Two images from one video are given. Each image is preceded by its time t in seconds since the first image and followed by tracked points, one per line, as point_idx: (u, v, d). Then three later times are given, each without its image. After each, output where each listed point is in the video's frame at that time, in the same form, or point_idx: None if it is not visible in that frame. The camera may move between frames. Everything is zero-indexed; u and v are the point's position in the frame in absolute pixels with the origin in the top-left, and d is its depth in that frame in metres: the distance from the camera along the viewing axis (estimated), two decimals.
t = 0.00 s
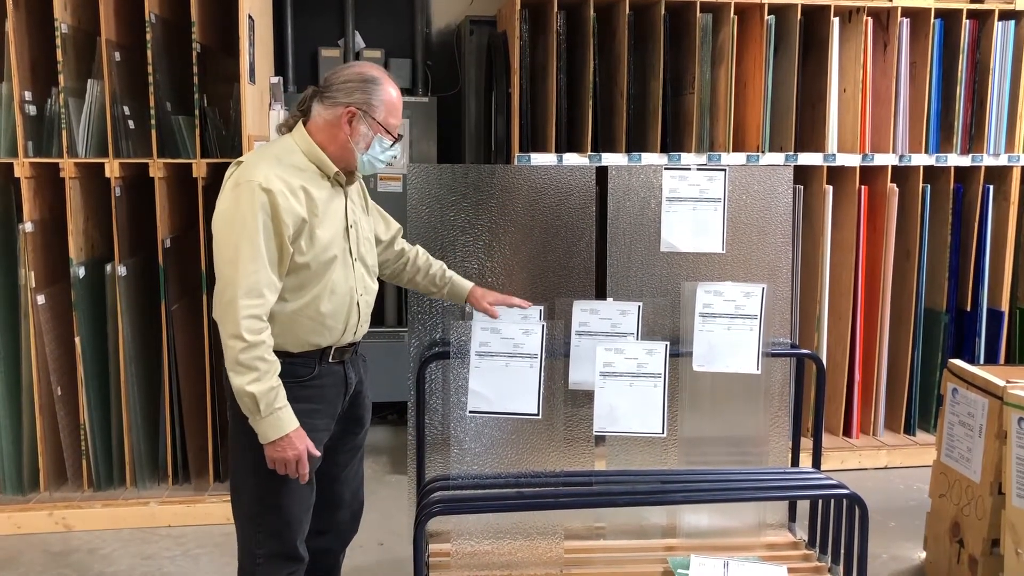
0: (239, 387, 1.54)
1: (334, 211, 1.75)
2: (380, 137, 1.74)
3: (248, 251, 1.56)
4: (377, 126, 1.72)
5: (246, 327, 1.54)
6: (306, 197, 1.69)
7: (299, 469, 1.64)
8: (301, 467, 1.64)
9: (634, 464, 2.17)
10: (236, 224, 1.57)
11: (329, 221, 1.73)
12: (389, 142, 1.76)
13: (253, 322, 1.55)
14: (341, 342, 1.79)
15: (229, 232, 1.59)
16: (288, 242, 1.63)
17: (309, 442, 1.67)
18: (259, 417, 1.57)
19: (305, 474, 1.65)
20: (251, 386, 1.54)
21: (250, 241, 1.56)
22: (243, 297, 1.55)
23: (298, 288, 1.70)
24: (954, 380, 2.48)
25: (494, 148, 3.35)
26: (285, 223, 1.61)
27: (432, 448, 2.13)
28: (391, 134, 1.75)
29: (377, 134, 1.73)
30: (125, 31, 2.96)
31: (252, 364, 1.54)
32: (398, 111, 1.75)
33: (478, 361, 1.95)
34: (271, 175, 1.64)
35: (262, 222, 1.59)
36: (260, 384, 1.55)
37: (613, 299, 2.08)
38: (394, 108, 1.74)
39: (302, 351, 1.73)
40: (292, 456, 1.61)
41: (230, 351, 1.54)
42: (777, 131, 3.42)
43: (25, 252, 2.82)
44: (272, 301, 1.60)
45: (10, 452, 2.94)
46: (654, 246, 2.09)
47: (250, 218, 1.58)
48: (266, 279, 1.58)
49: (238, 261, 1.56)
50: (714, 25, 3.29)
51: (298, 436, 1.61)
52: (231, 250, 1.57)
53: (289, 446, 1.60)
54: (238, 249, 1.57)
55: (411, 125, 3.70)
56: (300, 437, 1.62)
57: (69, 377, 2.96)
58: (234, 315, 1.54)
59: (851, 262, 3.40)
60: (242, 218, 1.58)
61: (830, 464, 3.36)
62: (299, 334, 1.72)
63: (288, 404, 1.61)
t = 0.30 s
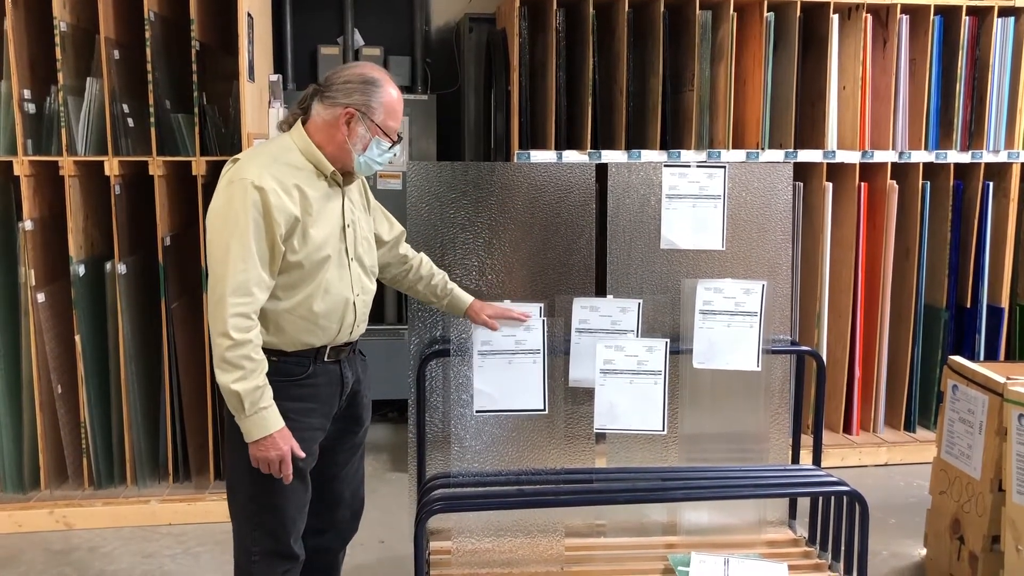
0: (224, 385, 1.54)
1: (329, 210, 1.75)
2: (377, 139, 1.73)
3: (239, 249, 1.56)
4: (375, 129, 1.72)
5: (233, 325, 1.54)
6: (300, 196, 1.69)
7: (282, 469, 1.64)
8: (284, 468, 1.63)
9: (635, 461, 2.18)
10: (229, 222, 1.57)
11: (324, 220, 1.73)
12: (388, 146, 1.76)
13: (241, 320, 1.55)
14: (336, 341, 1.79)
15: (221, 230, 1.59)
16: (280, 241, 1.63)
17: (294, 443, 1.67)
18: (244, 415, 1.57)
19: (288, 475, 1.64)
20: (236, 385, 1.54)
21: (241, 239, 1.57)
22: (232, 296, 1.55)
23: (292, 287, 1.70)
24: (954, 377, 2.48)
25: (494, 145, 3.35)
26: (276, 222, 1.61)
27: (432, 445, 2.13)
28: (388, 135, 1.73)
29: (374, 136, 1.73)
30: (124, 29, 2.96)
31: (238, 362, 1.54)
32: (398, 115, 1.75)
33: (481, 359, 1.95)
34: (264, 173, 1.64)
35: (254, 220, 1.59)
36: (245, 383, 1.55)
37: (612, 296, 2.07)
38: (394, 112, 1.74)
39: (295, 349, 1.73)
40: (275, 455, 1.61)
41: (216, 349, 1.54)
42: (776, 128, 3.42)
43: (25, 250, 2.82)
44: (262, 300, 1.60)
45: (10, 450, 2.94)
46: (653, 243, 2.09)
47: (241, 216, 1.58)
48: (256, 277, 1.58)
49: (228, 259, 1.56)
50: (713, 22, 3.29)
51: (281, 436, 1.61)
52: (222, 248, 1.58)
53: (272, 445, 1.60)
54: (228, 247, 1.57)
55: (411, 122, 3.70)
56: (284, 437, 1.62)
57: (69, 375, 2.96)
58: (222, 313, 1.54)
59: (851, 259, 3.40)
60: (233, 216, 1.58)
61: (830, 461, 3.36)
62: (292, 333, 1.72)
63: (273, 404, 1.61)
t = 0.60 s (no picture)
0: (225, 381, 1.54)
1: (331, 207, 1.75)
2: (381, 137, 1.73)
3: (240, 246, 1.56)
4: (379, 127, 1.72)
5: (234, 322, 1.53)
6: (302, 193, 1.68)
7: (283, 465, 1.64)
8: (286, 463, 1.64)
9: (635, 456, 2.18)
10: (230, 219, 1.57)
11: (325, 217, 1.72)
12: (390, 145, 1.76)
13: (242, 317, 1.55)
14: (337, 338, 1.79)
15: (222, 226, 1.59)
16: (281, 238, 1.62)
17: (296, 440, 1.67)
18: (244, 412, 1.57)
19: (289, 471, 1.65)
20: (237, 381, 1.54)
21: (242, 236, 1.56)
22: (233, 292, 1.55)
23: (293, 283, 1.69)
24: (954, 372, 2.48)
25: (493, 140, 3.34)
26: (277, 218, 1.61)
27: (432, 440, 2.13)
28: (394, 134, 1.74)
29: (377, 134, 1.73)
30: (124, 24, 2.95)
31: (238, 359, 1.54)
32: (401, 114, 1.74)
33: (481, 354, 1.94)
34: (265, 169, 1.64)
35: (255, 216, 1.59)
36: (246, 379, 1.55)
37: (613, 291, 2.08)
38: (398, 110, 1.73)
39: (296, 346, 1.73)
40: (277, 452, 1.61)
41: (217, 345, 1.55)
42: (777, 124, 3.41)
43: (25, 246, 2.82)
44: (263, 297, 1.60)
45: (11, 446, 2.94)
46: (654, 239, 2.08)
47: (242, 212, 1.58)
48: (257, 274, 1.57)
49: (229, 255, 1.56)
50: (714, 17, 3.28)
51: (282, 433, 1.61)
52: (224, 244, 1.57)
53: (273, 442, 1.60)
54: (230, 243, 1.57)
55: (411, 117, 3.70)
56: (285, 433, 1.62)
57: (69, 371, 2.96)
58: (222, 309, 1.54)
59: (852, 254, 3.40)
60: (235, 212, 1.58)
61: (830, 456, 3.36)
62: (293, 330, 1.72)
63: (274, 401, 1.61)
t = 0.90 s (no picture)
0: (239, 377, 1.54)
1: (336, 201, 1.75)
2: (384, 125, 1.73)
3: (247, 241, 1.56)
4: (382, 116, 1.71)
5: (245, 317, 1.53)
6: (307, 188, 1.68)
7: (300, 459, 1.64)
8: (303, 458, 1.64)
9: (636, 452, 2.17)
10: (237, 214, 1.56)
11: (331, 212, 1.72)
12: (395, 131, 1.75)
13: (252, 312, 1.55)
14: (342, 332, 1.79)
15: (229, 221, 1.59)
16: (288, 234, 1.62)
17: (312, 433, 1.67)
18: (260, 408, 1.57)
19: (307, 464, 1.65)
20: (250, 376, 1.54)
21: (250, 232, 1.56)
22: (242, 288, 1.55)
23: (299, 279, 1.69)
24: (955, 368, 2.48)
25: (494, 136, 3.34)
26: (284, 213, 1.61)
27: (433, 436, 2.14)
28: (394, 121, 1.72)
29: (381, 123, 1.72)
30: (124, 18, 2.95)
31: (251, 354, 1.54)
32: (402, 99, 1.74)
33: (480, 349, 1.95)
34: (270, 165, 1.64)
35: (262, 212, 1.59)
36: (261, 374, 1.55)
37: (613, 287, 2.07)
38: (397, 96, 1.73)
39: (301, 341, 1.73)
40: (293, 447, 1.61)
41: (230, 341, 1.55)
42: (778, 120, 3.41)
43: (26, 241, 2.82)
44: (271, 292, 1.60)
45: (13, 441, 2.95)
46: (655, 234, 2.08)
47: (249, 208, 1.57)
48: (265, 269, 1.57)
49: (237, 251, 1.56)
50: (716, 12, 3.28)
51: (299, 427, 1.61)
52: (230, 240, 1.57)
53: (289, 436, 1.60)
54: (236, 239, 1.57)
55: (412, 113, 3.70)
56: (301, 428, 1.62)
57: (70, 366, 2.97)
58: (233, 305, 1.54)
59: (853, 250, 3.39)
60: (241, 207, 1.58)
61: (831, 452, 3.36)
62: (298, 325, 1.72)
63: (289, 394, 1.61)
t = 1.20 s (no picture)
0: (239, 373, 1.54)
1: (337, 197, 1.75)
2: (382, 123, 1.72)
3: (247, 238, 1.56)
4: (380, 113, 1.71)
5: (244, 314, 1.53)
6: (307, 184, 1.68)
7: (301, 456, 1.64)
8: (305, 455, 1.64)
9: (637, 449, 2.19)
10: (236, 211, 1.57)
11: (332, 207, 1.72)
12: (393, 128, 1.74)
13: (251, 308, 1.55)
14: (344, 329, 1.79)
15: (228, 218, 1.59)
16: (288, 230, 1.62)
17: (313, 430, 1.67)
18: (260, 405, 1.57)
19: (308, 461, 1.65)
20: (250, 373, 1.54)
21: (249, 228, 1.56)
22: (241, 285, 1.55)
23: (301, 275, 1.69)
24: (956, 365, 2.48)
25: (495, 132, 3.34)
26: (283, 210, 1.61)
27: (433, 431, 2.14)
28: (388, 120, 1.72)
29: (380, 120, 1.72)
30: (126, 14, 2.95)
31: (250, 351, 1.54)
32: (401, 95, 1.73)
33: (481, 345, 1.94)
34: (270, 161, 1.64)
35: (261, 208, 1.59)
36: (260, 371, 1.55)
37: (614, 283, 2.07)
38: (397, 93, 1.73)
39: (303, 337, 1.73)
40: (294, 444, 1.61)
41: (229, 338, 1.55)
42: (779, 116, 3.41)
43: (27, 236, 2.82)
44: (271, 288, 1.59)
45: (14, 436, 2.95)
46: (656, 231, 2.08)
47: (248, 204, 1.58)
48: (264, 266, 1.57)
49: (236, 247, 1.56)
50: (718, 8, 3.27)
51: (299, 424, 1.61)
52: (230, 237, 1.58)
53: (291, 433, 1.60)
54: (236, 235, 1.57)
55: (413, 108, 3.69)
56: (302, 424, 1.62)
57: (72, 361, 2.97)
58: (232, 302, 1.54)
59: (854, 247, 3.39)
60: (241, 204, 1.58)
61: (832, 449, 3.36)
62: (299, 321, 1.72)
63: (290, 391, 1.61)
